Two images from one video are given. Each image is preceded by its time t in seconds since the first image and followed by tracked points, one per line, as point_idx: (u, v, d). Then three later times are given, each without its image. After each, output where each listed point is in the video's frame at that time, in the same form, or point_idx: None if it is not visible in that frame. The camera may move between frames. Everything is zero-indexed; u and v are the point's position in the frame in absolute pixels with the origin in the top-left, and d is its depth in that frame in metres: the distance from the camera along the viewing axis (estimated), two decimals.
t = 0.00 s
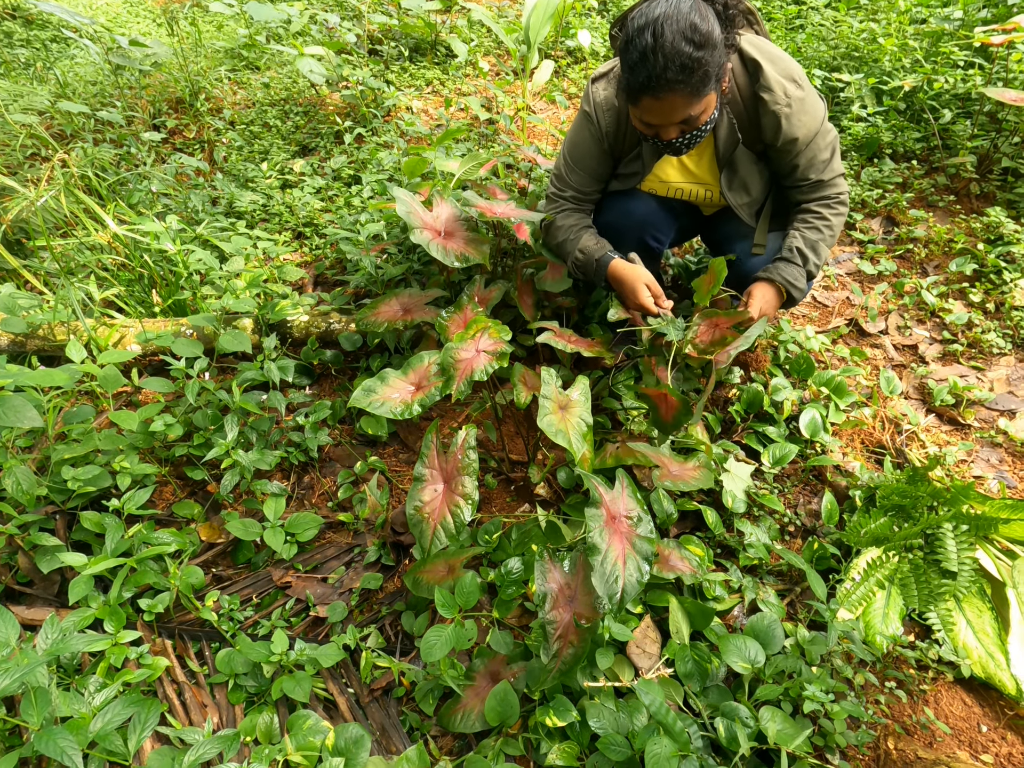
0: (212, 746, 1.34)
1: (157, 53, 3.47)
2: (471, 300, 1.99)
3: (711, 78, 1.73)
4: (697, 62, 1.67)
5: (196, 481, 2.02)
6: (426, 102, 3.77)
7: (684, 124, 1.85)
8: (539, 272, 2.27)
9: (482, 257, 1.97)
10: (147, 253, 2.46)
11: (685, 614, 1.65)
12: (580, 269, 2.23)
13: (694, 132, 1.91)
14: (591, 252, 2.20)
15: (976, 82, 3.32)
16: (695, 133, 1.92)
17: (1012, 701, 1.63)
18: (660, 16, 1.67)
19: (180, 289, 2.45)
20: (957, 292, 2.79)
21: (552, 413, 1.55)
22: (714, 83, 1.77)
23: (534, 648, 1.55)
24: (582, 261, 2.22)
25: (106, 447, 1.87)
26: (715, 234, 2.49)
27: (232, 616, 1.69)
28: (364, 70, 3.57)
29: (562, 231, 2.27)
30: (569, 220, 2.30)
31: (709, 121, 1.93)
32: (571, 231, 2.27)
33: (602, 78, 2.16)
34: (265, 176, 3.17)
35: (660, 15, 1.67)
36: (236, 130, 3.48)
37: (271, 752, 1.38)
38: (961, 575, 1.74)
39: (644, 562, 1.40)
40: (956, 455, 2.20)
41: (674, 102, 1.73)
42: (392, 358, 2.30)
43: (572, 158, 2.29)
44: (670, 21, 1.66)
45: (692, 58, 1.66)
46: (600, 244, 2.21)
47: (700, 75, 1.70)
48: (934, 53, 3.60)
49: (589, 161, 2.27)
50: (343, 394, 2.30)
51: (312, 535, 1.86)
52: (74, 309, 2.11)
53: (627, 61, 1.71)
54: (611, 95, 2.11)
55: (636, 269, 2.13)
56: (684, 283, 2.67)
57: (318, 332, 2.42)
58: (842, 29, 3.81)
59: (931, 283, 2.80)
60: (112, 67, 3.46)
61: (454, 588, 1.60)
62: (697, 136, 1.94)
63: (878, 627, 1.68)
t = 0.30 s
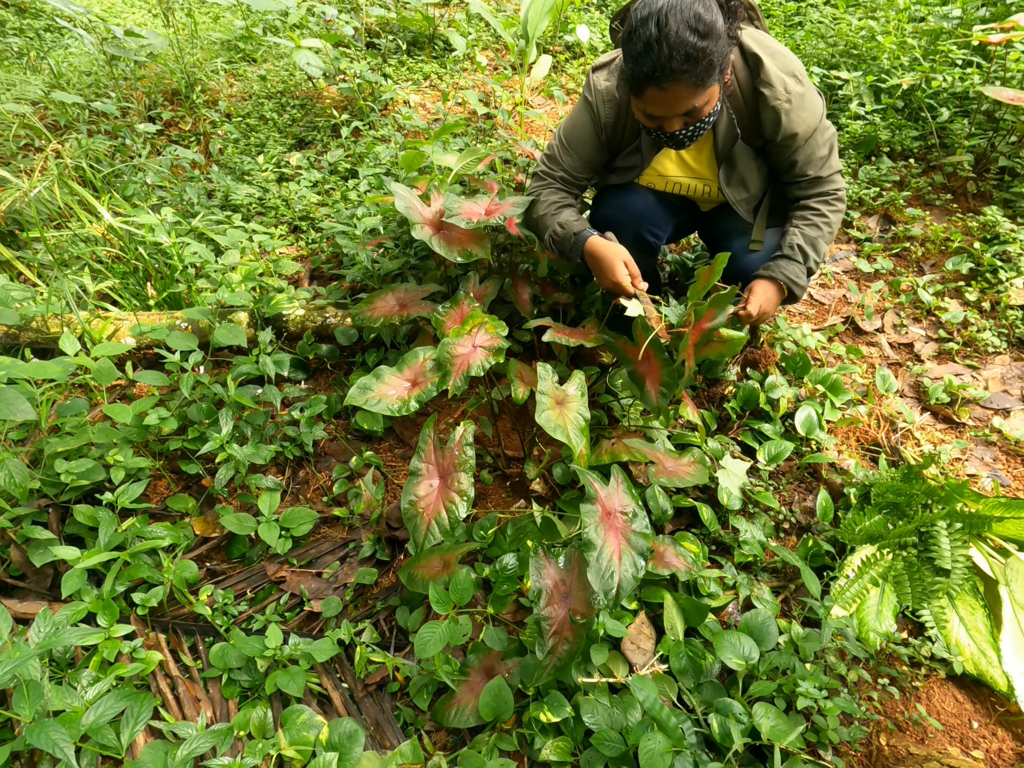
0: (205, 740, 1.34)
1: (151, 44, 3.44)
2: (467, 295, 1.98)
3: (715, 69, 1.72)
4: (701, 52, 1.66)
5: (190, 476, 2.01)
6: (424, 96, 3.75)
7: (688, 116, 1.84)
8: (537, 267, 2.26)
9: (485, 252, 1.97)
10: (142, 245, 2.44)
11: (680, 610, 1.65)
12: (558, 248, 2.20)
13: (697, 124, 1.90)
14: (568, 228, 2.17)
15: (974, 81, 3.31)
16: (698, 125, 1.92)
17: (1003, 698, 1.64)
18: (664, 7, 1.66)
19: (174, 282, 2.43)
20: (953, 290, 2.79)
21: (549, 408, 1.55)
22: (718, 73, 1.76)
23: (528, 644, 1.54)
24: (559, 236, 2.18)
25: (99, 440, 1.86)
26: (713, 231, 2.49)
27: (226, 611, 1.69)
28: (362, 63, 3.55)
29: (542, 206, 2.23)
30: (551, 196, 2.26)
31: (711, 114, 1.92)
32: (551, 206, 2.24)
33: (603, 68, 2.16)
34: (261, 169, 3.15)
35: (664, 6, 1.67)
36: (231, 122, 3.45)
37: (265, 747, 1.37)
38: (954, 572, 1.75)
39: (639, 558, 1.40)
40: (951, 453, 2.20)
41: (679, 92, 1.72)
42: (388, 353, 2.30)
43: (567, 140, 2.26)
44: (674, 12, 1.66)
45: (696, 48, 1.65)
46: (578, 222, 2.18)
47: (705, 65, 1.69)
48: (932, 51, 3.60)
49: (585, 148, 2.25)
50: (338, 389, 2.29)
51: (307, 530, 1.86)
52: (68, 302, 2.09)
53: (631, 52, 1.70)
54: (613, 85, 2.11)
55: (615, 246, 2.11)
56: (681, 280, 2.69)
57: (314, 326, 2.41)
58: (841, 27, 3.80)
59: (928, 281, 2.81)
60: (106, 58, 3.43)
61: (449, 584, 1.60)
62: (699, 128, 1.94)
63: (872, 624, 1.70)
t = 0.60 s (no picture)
0: (204, 738, 1.34)
1: (150, 42, 3.43)
2: (467, 294, 1.98)
3: (715, 64, 1.72)
4: (701, 48, 1.66)
5: (189, 474, 2.01)
6: (423, 94, 3.75)
7: (688, 112, 1.84)
8: (536, 265, 2.26)
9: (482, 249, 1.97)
10: (141, 243, 2.43)
11: (679, 609, 1.65)
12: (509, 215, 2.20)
13: (695, 121, 1.90)
14: (515, 196, 2.16)
15: (973, 80, 3.31)
16: (698, 121, 1.91)
17: (1002, 697, 1.64)
18: (663, 4, 1.66)
19: (173, 280, 2.43)
20: (952, 290, 2.79)
21: (549, 407, 1.55)
22: (718, 69, 1.76)
23: (528, 643, 1.54)
24: (505, 201, 2.18)
25: (98, 438, 1.86)
26: (713, 229, 2.48)
27: (225, 609, 1.69)
28: (361, 61, 3.54)
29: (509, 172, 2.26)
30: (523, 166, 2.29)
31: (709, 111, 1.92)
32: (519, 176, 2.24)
33: (601, 58, 2.17)
34: (260, 167, 3.14)
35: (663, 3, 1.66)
36: (231, 120, 3.45)
37: (264, 746, 1.37)
38: (953, 572, 1.75)
39: (638, 557, 1.40)
40: (950, 452, 2.20)
41: (679, 89, 1.72)
42: (387, 352, 2.29)
43: (560, 123, 2.25)
44: (672, 9, 1.65)
45: (696, 45, 1.65)
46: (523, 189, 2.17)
47: (705, 62, 1.69)
48: (932, 51, 3.60)
49: (579, 133, 2.25)
50: (337, 387, 2.28)
51: (306, 529, 1.85)
52: (66, 300, 2.08)
53: (630, 51, 1.70)
54: (610, 75, 2.12)
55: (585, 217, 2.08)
56: (681, 278, 2.71)
57: (313, 325, 2.40)
58: (841, 26, 3.80)
59: (927, 280, 2.81)
60: (105, 56, 3.42)
61: (448, 582, 1.60)
62: (698, 125, 1.94)
63: (871, 622, 1.70)
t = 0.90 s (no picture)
0: (204, 740, 1.34)
1: (151, 42, 3.43)
2: (468, 295, 1.98)
3: (717, 65, 1.72)
4: (703, 53, 1.66)
5: (190, 474, 2.01)
6: (424, 95, 3.75)
7: (695, 115, 1.84)
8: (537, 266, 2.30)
9: (482, 250, 1.97)
10: (142, 243, 2.43)
11: (680, 610, 1.65)
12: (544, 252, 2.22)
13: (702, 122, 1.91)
14: (551, 235, 2.18)
15: (975, 82, 3.31)
16: (705, 121, 1.91)
17: (1003, 699, 1.64)
18: (658, 16, 1.65)
19: (174, 280, 2.43)
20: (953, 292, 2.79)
21: (550, 408, 1.55)
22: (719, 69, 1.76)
23: (528, 644, 1.54)
24: (543, 240, 2.20)
25: (98, 438, 1.86)
26: (712, 230, 2.48)
27: (225, 610, 1.69)
28: (362, 62, 3.54)
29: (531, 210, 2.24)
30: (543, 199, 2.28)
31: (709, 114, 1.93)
32: (542, 210, 2.24)
33: (596, 71, 2.16)
34: (261, 167, 3.14)
35: (657, 15, 1.65)
36: (232, 121, 3.45)
37: (264, 747, 1.37)
38: (955, 574, 1.74)
39: (639, 558, 1.40)
40: (951, 454, 2.20)
41: (686, 96, 1.72)
42: (388, 353, 2.29)
43: (562, 144, 2.26)
44: (669, 18, 1.64)
45: (698, 50, 1.65)
46: (561, 228, 2.18)
47: (708, 65, 1.69)
48: (933, 52, 3.60)
49: (581, 149, 2.25)
50: (337, 387, 2.28)
51: (306, 529, 1.85)
52: (67, 299, 2.08)
53: (632, 66, 1.70)
54: (606, 87, 2.11)
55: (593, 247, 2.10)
56: (681, 279, 2.70)
57: (313, 325, 2.40)
58: (842, 28, 3.81)
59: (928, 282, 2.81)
60: (106, 56, 3.42)
61: (449, 584, 1.60)
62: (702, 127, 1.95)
63: (872, 624, 1.69)
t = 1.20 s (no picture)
0: (205, 745, 1.33)
1: (149, 47, 3.44)
2: (468, 299, 1.98)
3: (717, 57, 1.73)
4: (703, 47, 1.67)
5: (189, 479, 2.00)
6: (422, 99, 3.76)
7: (698, 110, 1.85)
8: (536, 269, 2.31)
9: (481, 252, 1.97)
10: (140, 248, 2.43)
11: (679, 614, 1.65)
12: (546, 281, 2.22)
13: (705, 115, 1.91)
14: (577, 261, 2.19)
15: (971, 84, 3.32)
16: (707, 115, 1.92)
17: (1005, 700, 1.65)
18: (655, 14, 1.66)
19: (173, 285, 2.43)
20: (951, 293, 2.80)
21: (549, 411, 1.55)
22: (718, 62, 1.77)
23: (529, 647, 1.55)
24: (567, 267, 2.21)
25: (98, 444, 1.86)
26: (711, 233, 2.49)
27: (225, 615, 1.68)
28: (360, 66, 3.55)
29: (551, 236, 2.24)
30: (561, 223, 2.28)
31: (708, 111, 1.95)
32: (561, 235, 2.24)
33: (593, 78, 2.18)
34: (259, 172, 3.14)
35: (654, 15, 1.66)
36: (230, 125, 3.45)
37: (265, 752, 1.36)
38: (955, 574, 1.73)
39: (640, 562, 1.40)
40: (950, 455, 2.21)
41: (690, 91, 1.73)
42: (387, 356, 2.30)
43: (566, 155, 2.27)
44: (666, 17, 1.65)
45: (698, 45, 1.66)
46: (586, 253, 2.20)
47: (708, 58, 1.70)
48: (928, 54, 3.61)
49: (584, 159, 2.26)
50: (337, 392, 2.28)
51: (306, 534, 1.85)
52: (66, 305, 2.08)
53: (633, 68, 1.70)
54: (605, 92, 2.12)
55: (623, 279, 2.09)
56: (679, 281, 2.71)
57: (312, 329, 2.40)
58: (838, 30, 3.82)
59: (926, 283, 2.81)
60: (104, 61, 3.42)
61: (449, 588, 1.60)
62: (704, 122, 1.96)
63: (873, 626, 1.69)
